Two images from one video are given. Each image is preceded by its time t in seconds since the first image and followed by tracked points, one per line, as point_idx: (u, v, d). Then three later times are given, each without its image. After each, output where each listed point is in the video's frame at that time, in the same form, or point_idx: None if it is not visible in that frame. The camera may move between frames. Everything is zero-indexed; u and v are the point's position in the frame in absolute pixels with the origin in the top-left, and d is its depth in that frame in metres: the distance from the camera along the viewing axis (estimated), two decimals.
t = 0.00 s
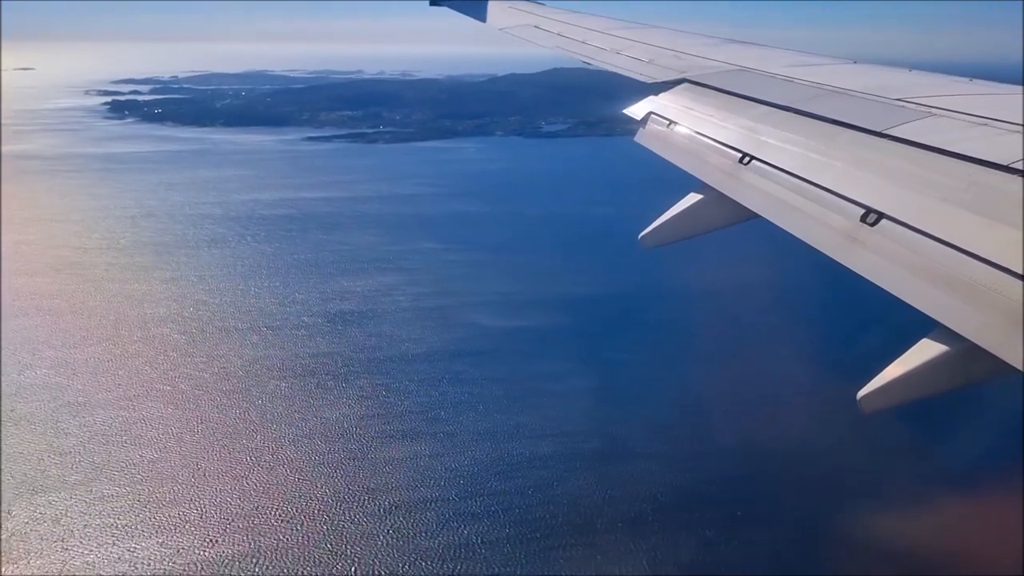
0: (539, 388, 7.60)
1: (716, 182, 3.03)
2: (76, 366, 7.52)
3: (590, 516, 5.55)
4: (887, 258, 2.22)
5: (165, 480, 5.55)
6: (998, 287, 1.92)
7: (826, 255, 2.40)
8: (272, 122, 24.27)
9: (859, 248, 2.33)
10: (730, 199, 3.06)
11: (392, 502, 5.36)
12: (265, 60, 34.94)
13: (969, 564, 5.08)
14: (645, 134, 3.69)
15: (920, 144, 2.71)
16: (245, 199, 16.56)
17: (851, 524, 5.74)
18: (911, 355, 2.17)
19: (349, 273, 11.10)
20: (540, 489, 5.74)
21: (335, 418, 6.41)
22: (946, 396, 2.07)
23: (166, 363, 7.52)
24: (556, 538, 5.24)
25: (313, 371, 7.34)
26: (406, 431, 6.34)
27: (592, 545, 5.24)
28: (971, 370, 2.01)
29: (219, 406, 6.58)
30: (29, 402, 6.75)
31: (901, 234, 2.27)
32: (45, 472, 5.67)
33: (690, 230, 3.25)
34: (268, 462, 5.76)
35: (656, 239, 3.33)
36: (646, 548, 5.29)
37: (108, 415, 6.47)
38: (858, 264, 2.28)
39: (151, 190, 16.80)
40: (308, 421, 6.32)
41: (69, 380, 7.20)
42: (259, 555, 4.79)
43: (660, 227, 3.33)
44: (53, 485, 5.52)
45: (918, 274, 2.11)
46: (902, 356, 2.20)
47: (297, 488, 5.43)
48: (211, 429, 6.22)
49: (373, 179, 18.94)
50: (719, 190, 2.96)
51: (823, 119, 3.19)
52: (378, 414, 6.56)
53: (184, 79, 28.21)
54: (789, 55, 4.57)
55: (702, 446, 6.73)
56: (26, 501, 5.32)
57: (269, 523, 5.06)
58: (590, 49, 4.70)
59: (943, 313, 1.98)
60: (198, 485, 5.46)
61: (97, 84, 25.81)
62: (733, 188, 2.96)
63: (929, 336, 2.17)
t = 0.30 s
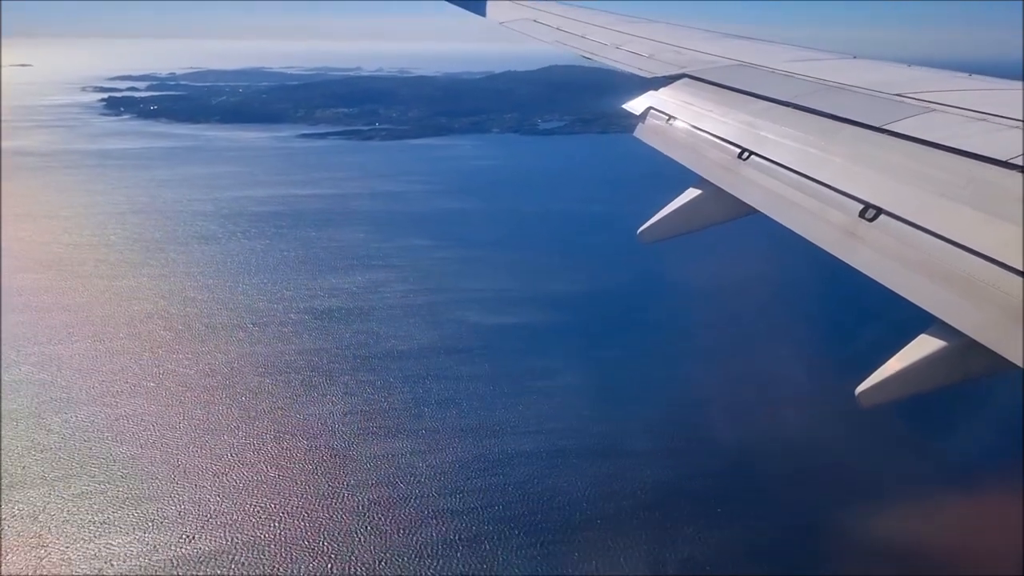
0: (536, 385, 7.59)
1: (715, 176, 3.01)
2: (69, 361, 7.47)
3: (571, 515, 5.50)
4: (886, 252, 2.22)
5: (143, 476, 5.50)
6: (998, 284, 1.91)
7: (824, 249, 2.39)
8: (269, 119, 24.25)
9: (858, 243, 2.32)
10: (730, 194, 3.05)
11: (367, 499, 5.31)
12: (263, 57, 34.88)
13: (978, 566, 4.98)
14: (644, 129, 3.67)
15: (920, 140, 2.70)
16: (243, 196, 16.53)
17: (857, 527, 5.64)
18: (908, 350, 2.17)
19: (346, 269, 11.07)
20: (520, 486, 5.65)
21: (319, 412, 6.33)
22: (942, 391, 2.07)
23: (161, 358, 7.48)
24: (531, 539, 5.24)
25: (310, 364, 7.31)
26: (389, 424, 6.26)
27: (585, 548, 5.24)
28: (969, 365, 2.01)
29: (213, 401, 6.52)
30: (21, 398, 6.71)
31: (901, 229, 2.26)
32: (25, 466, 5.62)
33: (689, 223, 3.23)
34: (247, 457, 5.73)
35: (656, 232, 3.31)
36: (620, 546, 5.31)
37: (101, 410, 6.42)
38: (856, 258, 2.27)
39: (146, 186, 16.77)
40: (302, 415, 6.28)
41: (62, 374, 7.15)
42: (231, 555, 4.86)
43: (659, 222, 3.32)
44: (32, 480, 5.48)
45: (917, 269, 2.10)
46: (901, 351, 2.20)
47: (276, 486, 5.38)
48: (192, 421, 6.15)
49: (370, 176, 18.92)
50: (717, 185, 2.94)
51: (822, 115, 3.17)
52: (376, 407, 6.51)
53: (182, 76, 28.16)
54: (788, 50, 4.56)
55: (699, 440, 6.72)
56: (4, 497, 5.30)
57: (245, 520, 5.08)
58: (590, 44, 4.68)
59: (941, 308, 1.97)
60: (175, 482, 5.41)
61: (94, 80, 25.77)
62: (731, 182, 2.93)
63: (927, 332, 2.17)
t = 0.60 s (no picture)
0: (534, 382, 7.58)
1: (714, 173, 3.01)
2: (65, 357, 7.45)
3: (551, 512, 5.47)
4: (885, 248, 2.22)
5: (123, 473, 5.45)
6: (996, 280, 1.91)
7: (824, 246, 2.38)
8: (265, 117, 24.23)
9: (856, 239, 2.32)
10: (729, 190, 3.04)
11: (346, 498, 5.28)
12: (260, 55, 34.87)
13: (978, 564, 5.02)
14: (643, 125, 3.66)
15: (918, 135, 2.69)
16: (239, 194, 16.53)
17: (855, 520, 5.64)
18: (908, 345, 2.17)
19: (342, 267, 11.06)
20: (501, 484, 5.61)
21: (303, 411, 6.28)
22: (941, 387, 2.08)
23: (156, 355, 7.47)
24: (511, 536, 5.20)
25: (306, 360, 7.29)
26: (371, 421, 6.22)
27: (578, 545, 5.21)
28: (966, 361, 2.02)
29: (209, 398, 6.51)
30: (14, 393, 6.70)
31: (899, 225, 2.26)
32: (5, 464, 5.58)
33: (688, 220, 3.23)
34: (229, 455, 5.70)
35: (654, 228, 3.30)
36: (602, 543, 5.28)
37: (95, 405, 6.41)
38: (854, 254, 2.27)
39: (141, 184, 16.75)
40: (298, 412, 6.26)
41: (57, 371, 7.14)
42: (208, 553, 4.80)
43: (658, 218, 3.32)
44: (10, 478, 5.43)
45: (915, 265, 2.10)
46: (899, 347, 2.20)
47: (253, 486, 5.33)
48: (176, 418, 6.11)
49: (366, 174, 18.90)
50: (716, 180, 2.94)
51: (821, 111, 3.17)
52: (372, 405, 6.49)
53: (179, 76, 28.17)
54: (788, 46, 4.55)
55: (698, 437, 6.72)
56: None
57: (222, 519, 5.01)
58: (590, 39, 4.67)
59: (941, 302, 1.97)
60: (154, 479, 5.36)
61: (89, 78, 25.72)
62: (730, 178, 2.93)
63: (925, 327, 2.18)
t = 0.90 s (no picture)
0: (532, 380, 7.57)
1: (714, 168, 3.00)
2: (59, 354, 7.43)
3: (530, 510, 5.38)
4: (884, 244, 2.21)
5: (105, 471, 5.43)
6: (997, 275, 1.91)
7: (824, 241, 2.37)
8: (262, 115, 24.23)
9: (856, 235, 2.31)
10: (728, 185, 3.03)
11: (325, 496, 5.21)
12: (259, 54, 34.86)
13: (971, 563, 4.97)
14: (643, 120, 3.65)
15: (917, 130, 2.69)
16: (237, 192, 16.51)
17: (859, 514, 5.63)
18: (907, 341, 2.18)
19: (340, 265, 11.05)
20: (482, 482, 5.56)
21: (282, 410, 6.24)
22: (940, 382, 2.08)
23: (152, 352, 7.45)
24: (491, 531, 5.13)
25: (303, 358, 7.28)
26: (357, 421, 6.17)
27: (573, 538, 5.20)
28: (965, 357, 2.02)
29: (203, 395, 6.49)
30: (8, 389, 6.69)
31: (899, 221, 2.25)
32: None
33: (687, 215, 3.21)
34: (210, 454, 5.65)
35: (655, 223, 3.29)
36: (585, 536, 5.23)
37: (86, 403, 6.40)
38: (854, 250, 2.26)
39: (137, 181, 16.75)
40: (293, 410, 6.25)
41: (50, 368, 7.12)
42: (184, 550, 4.73)
43: (657, 213, 3.31)
44: None
45: (914, 262, 2.10)
46: (898, 343, 2.21)
47: (234, 486, 5.29)
48: (158, 419, 6.09)
49: (363, 172, 18.90)
50: (717, 176, 2.93)
51: (819, 105, 3.16)
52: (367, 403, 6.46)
53: (177, 74, 28.16)
54: (788, 41, 4.55)
55: (696, 436, 6.71)
56: None
57: (200, 518, 4.96)
58: (589, 34, 4.66)
59: (941, 299, 1.96)
60: (134, 478, 5.33)
61: (85, 77, 25.74)
62: (730, 174, 2.92)
63: (923, 324, 2.18)
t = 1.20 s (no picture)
0: (530, 378, 7.55)
1: (714, 164, 2.98)
2: (53, 352, 7.42)
3: (509, 509, 5.36)
4: (883, 238, 2.22)
5: (86, 469, 5.41)
6: (995, 270, 1.92)
7: (824, 237, 2.36)
8: (259, 114, 24.20)
9: (856, 230, 2.30)
10: (727, 180, 3.03)
11: (305, 496, 5.19)
12: (258, 52, 34.87)
13: (967, 565, 4.88)
14: (644, 116, 3.64)
15: (917, 126, 2.69)
16: (235, 191, 16.51)
17: (859, 514, 5.61)
18: (907, 336, 2.22)
19: (337, 263, 11.04)
20: (463, 482, 5.52)
21: (261, 409, 6.22)
22: (941, 376, 2.12)
23: (147, 350, 7.44)
24: (468, 530, 5.13)
25: (300, 356, 7.27)
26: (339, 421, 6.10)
27: (571, 542, 5.17)
28: (966, 352, 2.06)
29: (195, 391, 6.47)
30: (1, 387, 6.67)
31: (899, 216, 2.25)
32: None
33: (687, 209, 3.21)
34: (191, 451, 5.60)
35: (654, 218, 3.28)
36: (575, 538, 5.20)
37: (78, 401, 6.40)
38: (854, 245, 2.26)
39: (133, 180, 16.72)
40: (288, 408, 6.23)
41: (45, 367, 7.11)
42: (164, 549, 4.74)
43: (657, 208, 3.30)
44: None
45: (914, 257, 2.11)
46: (899, 338, 2.26)
47: (216, 483, 5.26)
48: (140, 416, 6.10)
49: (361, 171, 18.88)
50: (717, 171, 2.91)
51: (819, 101, 3.16)
52: (365, 403, 6.44)
53: (175, 72, 28.16)
54: (788, 36, 4.54)
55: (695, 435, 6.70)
56: None
57: (180, 516, 4.95)
58: (589, 29, 4.64)
59: (942, 293, 1.97)
60: (114, 476, 5.31)
61: (81, 75, 25.68)
62: (730, 168, 2.91)
63: (924, 319, 2.23)
